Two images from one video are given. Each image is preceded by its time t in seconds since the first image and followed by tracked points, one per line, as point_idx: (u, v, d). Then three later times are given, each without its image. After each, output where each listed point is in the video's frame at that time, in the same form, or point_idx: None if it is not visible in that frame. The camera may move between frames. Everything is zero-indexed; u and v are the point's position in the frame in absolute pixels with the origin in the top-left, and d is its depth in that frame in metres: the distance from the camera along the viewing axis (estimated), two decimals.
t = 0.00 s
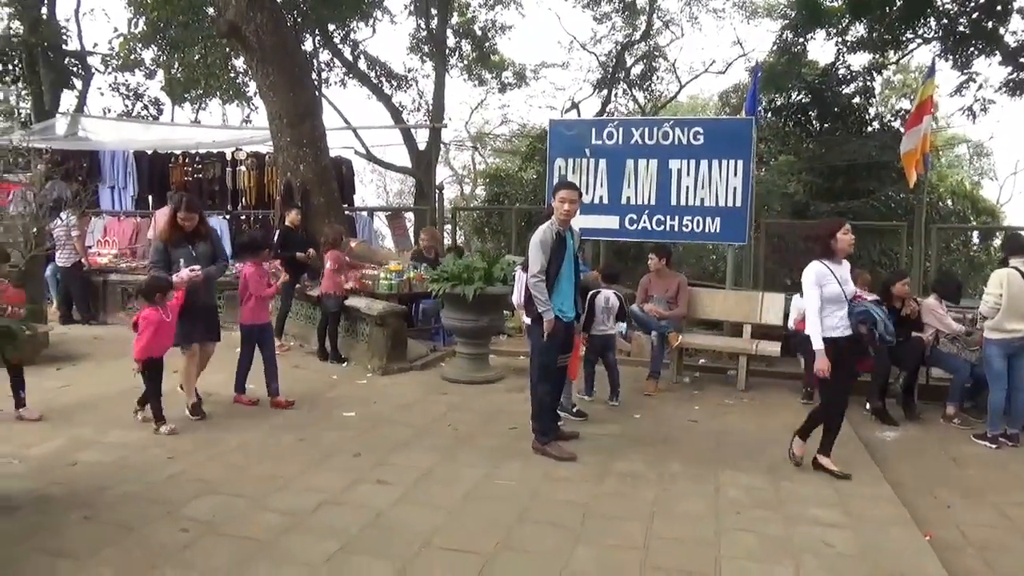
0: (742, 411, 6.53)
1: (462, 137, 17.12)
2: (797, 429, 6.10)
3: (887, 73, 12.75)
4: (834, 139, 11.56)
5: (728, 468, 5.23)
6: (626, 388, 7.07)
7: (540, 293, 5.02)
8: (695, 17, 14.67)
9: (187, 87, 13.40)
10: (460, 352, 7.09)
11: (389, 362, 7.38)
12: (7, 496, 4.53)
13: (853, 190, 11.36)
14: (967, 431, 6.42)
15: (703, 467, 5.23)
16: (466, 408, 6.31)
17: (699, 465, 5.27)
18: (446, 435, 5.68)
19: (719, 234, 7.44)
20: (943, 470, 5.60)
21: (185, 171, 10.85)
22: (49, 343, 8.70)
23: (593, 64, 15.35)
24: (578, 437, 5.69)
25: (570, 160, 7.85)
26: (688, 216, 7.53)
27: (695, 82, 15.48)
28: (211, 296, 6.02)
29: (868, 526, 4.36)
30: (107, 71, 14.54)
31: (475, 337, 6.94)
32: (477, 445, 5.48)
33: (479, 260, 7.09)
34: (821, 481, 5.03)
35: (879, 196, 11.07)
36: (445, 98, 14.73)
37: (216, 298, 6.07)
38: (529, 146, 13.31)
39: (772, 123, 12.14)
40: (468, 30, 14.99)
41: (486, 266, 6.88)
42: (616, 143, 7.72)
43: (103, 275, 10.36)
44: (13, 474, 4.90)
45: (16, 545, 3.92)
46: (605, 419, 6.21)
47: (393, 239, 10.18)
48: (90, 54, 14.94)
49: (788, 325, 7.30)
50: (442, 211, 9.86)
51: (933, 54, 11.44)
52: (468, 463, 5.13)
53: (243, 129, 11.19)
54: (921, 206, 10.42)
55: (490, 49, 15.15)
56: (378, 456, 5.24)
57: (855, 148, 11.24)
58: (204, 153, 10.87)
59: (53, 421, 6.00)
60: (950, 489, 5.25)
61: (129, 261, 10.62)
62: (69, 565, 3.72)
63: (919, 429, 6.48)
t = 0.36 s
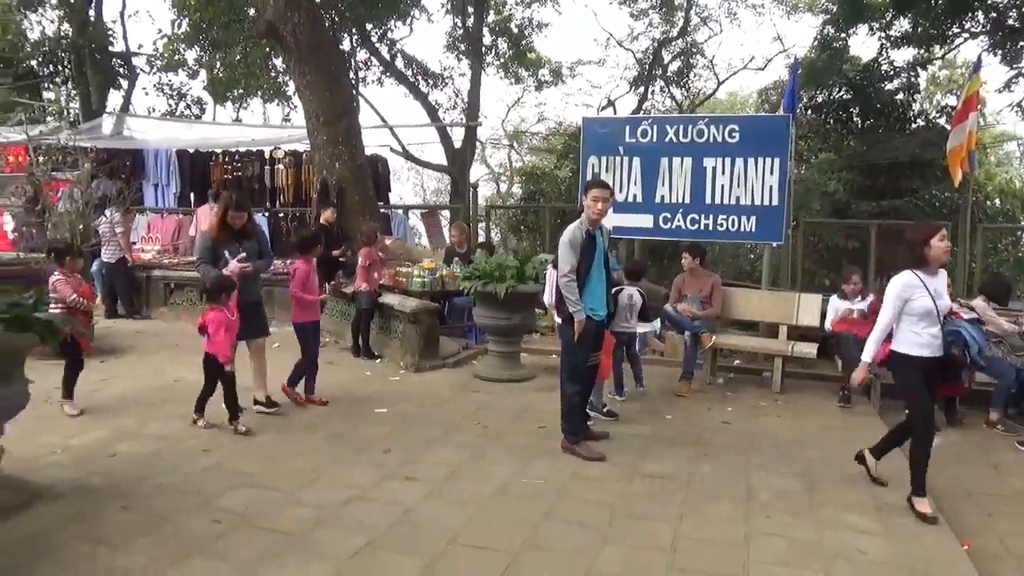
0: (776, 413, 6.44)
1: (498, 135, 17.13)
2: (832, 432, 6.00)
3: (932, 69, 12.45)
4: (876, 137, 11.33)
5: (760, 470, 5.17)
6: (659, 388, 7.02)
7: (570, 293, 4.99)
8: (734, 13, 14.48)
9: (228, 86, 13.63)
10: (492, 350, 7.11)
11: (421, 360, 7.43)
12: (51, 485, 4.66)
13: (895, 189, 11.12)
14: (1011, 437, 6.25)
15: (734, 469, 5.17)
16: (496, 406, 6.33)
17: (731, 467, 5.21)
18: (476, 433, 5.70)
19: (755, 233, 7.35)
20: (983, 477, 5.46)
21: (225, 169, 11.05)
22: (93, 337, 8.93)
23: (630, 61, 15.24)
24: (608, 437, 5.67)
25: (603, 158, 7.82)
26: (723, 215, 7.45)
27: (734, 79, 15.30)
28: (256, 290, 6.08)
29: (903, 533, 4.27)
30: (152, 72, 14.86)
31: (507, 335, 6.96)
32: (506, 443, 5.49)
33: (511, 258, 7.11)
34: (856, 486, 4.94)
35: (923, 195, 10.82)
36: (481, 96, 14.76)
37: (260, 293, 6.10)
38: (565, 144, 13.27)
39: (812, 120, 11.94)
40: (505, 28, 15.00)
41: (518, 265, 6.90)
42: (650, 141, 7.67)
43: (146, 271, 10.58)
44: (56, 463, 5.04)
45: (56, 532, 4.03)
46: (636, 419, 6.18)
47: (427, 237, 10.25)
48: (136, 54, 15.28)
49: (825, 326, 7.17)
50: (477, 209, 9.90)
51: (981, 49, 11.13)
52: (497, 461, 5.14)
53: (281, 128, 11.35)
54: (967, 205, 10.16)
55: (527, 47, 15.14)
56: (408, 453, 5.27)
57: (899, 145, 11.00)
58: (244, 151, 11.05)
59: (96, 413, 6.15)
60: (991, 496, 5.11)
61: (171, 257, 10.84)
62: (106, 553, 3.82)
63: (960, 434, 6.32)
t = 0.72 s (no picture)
0: (835, 423, 6.26)
1: (560, 136, 17.11)
2: (895, 444, 5.80)
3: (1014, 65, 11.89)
4: (952, 137, 10.88)
5: (815, 482, 5.02)
6: (714, 395, 6.90)
7: (622, 296, 4.95)
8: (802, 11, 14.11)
9: (295, 90, 13.98)
10: (545, 353, 7.11)
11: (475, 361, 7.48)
12: (116, 474, 4.86)
13: (972, 191, 10.66)
14: None
15: (787, 480, 5.04)
16: (548, 409, 6.32)
17: (784, 477, 5.09)
18: (525, 435, 5.71)
19: (817, 237, 7.15)
20: None
21: (290, 171, 11.34)
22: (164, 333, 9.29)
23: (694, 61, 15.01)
24: (658, 443, 5.60)
25: (661, 160, 7.72)
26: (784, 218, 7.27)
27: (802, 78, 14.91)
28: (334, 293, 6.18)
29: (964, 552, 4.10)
30: (224, 77, 15.36)
31: (559, 338, 6.95)
32: (555, 446, 5.48)
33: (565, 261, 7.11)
34: (916, 501, 4.76)
35: (1001, 198, 10.34)
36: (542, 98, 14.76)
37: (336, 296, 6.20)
38: (626, 145, 13.17)
39: (883, 120, 11.55)
40: (567, 29, 14.97)
41: (571, 267, 6.89)
42: (709, 142, 7.54)
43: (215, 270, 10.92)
44: (122, 454, 5.26)
45: (118, 520, 4.21)
46: (688, 425, 6.09)
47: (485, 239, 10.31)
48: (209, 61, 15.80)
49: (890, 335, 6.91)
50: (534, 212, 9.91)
51: None
52: (544, 464, 5.14)
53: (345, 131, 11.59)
54: None
55: (589, 48, 15.07)
56: (457, 454, 5.32)
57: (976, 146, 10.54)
58: (308, 154, 11.32)
59: (162, 406, 6.39)
60: None
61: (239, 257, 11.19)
62: (163, 541, 3.96)
63: None
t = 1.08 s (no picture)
0: (872, 432, 6.12)
1: (599, 139, 17.03)
2: (933, 455, 5.65)
3: None
4: (1001, 140, 10.56)
5: (848, 491, 4.93)
6: (748, 402, 6.80)
7: (656, 301, 4.91)
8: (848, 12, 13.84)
9: (337, 94, 14.17)
10: (577, 357, 7.09)
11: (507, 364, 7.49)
12: (153, 469, 4.98)
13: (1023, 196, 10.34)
14: None
15: (819, 489, 4.95)
16: (579, 413, 6.30)
17: (816, 486, 4.99)
18: (554, 438, 5.70)
19: (856, 241, 7.01)
20: None
21: (329, 174, 11.50)
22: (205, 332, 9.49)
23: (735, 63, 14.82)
24: (688, 449, 5.54)
25: (696, 164, 7.64)
26: (823, 222, 7.14)
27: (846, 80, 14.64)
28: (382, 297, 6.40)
29: (1002, 568, 3.97)
30: (269, 81, 15.64)
31: (591, 342, 6.92)
32: (583, 450, 5.46)
33: (597, 265, 7.08)
34: (953, 514, 4.63)
35: None
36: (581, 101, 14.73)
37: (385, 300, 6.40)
38: (664, 147, 13.06)
39: (929, 123, 11.28)
40: (607, 32, 14.92)
41: (604, 272, 6.88)
42: (745, 146, 7.45)
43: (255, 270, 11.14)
44: (160, 449, 5.38)
45: (153, 514, 4.30)
46: (720, 432, 6.01)
47: (521, 242, 10.32)
48: (254, 65, 16.09)
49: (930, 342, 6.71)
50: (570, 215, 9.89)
51: None
52: (572, 468, 5.12)
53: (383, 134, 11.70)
54: None
55: (629, 51, 15.00)
56: (486, 456, 5.33)
57: None
58: (347, 157, 11.46)
59: (200, 403, 6.53)
60: None
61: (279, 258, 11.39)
62: (195, 536, 4.04)
63: None
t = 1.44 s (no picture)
0: (909, 443, 6.00)
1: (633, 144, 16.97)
2: (972, 467, 5.52)
3: None
4: None
5: (882, 503, 4.83)
6: (782, 410, 6.71)
7: (687, 308, 4.87)
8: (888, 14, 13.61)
9: (373, 100, 14.32)
10: (607, 363, 7.06)
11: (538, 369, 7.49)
12: (187, 469, 5.07)
13: None
14: None
15: (852, 500, 4.86)
16: (608, 419, 6.27)
17: (849, 496, 4.90)
18: (583, 444, 5.68)
19: (894, 248, 6.88)
20: None
21: (364, 180, 11.62)
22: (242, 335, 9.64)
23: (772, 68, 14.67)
24: (718, 457, 5.48)
25: (730, 168, 7.57)
26: (860, 228, 7.02)
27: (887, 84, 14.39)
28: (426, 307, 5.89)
29: None
30: (306, 89, 15.87)
31: (621, 348, 6.89)
32: (612, 457, 5.43)
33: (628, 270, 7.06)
34: (991, 527, 4.51)
35: None
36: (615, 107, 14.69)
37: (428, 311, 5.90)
38: (699, 151, 12.96)
39: (973, 127, 11.04)
40: (642, 37, 14.87)
41: (635, 277, 6.85)
42: (780, 150, 7.36)
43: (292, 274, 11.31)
44: (194, 449, 5.48)
45: (185, 513, 4.38)
46: (752, 440, 5.94)
47: (553, 248, 10.33)
48: (292, 73, 16.34)
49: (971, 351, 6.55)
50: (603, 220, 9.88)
51: None
52: (600, 475, 5.10)
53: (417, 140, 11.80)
54: None
55: (664, 55, 14.93)
56: (514, 461, 5.33)
57: None
58: (382, 163, 11.57)
59: (235, 405, 6.64)
60: None
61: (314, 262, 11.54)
62: (225, 535, 4.11)
63: None
